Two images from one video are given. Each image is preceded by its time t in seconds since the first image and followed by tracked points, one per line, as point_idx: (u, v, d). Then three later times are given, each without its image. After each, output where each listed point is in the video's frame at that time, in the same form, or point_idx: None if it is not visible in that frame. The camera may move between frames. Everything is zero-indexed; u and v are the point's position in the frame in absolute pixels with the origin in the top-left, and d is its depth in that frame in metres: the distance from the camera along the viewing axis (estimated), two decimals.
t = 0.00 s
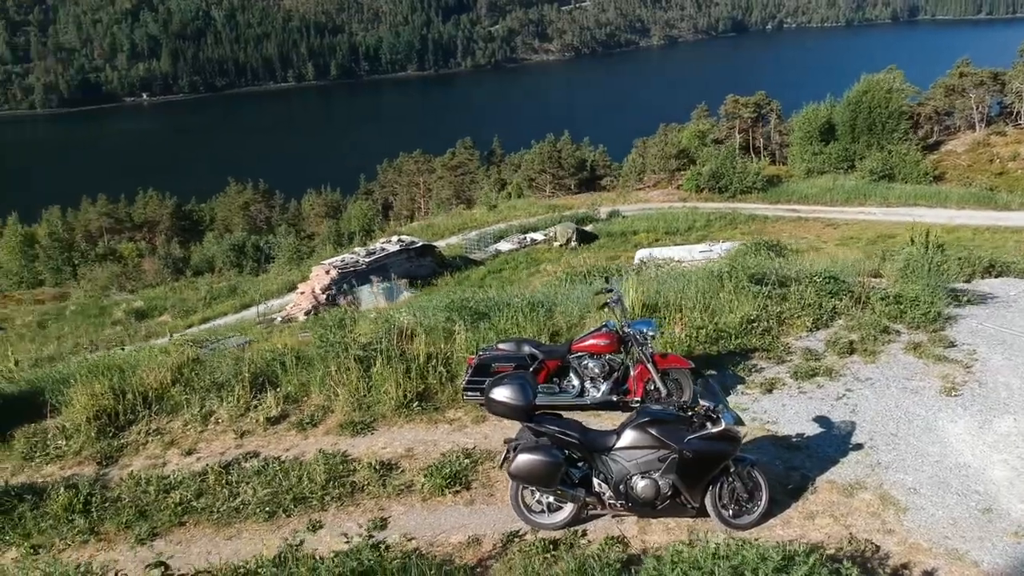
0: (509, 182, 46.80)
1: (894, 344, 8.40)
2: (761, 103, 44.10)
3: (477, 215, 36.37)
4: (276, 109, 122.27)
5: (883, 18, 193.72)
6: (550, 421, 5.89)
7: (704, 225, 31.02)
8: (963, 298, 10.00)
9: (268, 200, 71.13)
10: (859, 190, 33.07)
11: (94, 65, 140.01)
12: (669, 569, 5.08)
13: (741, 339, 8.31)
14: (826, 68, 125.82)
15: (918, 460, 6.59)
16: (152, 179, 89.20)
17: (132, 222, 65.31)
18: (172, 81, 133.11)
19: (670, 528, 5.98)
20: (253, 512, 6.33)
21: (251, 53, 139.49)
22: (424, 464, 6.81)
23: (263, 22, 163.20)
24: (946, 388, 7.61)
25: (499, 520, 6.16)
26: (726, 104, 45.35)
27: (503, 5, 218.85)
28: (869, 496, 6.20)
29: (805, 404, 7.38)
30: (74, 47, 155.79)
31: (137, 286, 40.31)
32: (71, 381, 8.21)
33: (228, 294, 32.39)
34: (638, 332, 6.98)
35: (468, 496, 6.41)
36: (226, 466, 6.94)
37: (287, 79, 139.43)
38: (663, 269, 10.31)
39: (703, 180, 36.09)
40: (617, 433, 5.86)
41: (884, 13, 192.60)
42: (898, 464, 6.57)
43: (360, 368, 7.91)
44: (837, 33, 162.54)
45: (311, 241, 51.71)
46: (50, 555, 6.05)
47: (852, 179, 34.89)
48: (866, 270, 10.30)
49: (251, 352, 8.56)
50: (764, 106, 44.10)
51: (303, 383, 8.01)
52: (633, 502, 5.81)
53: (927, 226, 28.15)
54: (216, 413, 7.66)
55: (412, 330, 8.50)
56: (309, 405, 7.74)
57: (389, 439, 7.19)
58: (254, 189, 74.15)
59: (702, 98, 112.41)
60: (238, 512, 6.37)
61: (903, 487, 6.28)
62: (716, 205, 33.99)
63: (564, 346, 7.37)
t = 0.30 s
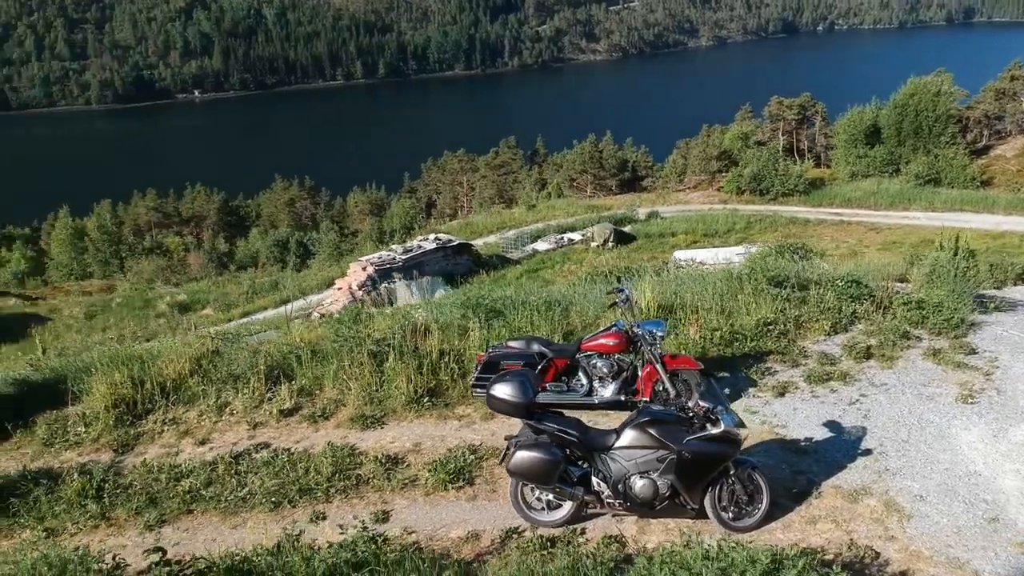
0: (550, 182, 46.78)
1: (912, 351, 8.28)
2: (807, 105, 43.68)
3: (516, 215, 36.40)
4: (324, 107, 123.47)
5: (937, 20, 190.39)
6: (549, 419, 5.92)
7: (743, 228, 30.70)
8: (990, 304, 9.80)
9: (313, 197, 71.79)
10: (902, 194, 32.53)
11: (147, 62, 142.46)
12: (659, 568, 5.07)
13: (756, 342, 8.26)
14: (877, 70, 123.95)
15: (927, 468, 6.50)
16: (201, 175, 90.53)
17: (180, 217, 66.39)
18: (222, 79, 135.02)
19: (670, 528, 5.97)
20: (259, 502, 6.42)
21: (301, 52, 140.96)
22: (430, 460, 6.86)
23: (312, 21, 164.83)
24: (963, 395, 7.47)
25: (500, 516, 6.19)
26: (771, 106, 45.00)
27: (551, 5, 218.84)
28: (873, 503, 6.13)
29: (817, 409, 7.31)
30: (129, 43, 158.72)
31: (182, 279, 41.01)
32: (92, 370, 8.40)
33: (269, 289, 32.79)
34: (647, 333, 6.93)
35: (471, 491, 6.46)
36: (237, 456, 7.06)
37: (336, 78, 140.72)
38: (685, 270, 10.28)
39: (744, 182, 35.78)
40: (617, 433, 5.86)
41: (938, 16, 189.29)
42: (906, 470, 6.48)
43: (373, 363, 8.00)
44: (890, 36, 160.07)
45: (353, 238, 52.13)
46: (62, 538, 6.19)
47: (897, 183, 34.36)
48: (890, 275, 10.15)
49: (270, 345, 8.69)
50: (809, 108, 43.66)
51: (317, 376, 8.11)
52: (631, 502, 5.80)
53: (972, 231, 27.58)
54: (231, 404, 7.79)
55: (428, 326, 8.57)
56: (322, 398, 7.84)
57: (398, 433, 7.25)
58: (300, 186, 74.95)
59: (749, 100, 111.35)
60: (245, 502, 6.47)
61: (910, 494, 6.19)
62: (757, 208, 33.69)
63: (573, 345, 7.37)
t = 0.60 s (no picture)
0: (596, 182, 46.66)
1: (934, 357, 8.12)
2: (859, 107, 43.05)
3: (560, 214, 36.34)
4: (377, 105, 124.50)
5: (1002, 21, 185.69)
6: (551, 414, 5.95)
7: (789, 231, 30.30)
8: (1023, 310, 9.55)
9: (363, 193, 72.39)
10: (954, 199, 31.80)
11: (206, 59, 144.90)
12: (648, 564, 5.07)
13: (774, 343, 8.21)
14: (937, 73, 121.29)
15: (938, 474, 6.40)
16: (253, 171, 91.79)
17: (232, 211, 67.46)
18: (279, 76, 136.86)
19: (672, 526, 5.96)
20: (267, 488, 6.53)
21: (355, 50, 142.24)
22: (437, 453, 6.91)
23: (367, 19, 166.15)
24: (983, 403, 7.32)
25: (502, 509, 6.23)
26: (822, 108, 44.46)
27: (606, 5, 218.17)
28: (880, 507, 6.06)
29: (832, 412, 7.23)
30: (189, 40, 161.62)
31: (231, 272, 41.73)
32: (118, 356, 8.60)
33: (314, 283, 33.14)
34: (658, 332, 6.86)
35: (475, 484, 6.51)
36: (249, 444, 7.17)
37: (389, 76, 141.77)
38: (709, 271, 10.21)
39: (791, 185, 35.39)
40: (618, 429, 5.87)
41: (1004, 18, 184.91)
42: (917, 476, 6.39)
43: (389, 357, 8.09)
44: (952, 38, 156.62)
45: (400, 234, 52.43)
46: (76, 518, 6.36)
47: (949, 188, 33.63)
48: (920, 281, 9.96)
49: (293, 335, 8.82)
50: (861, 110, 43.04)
51: (334, 367, 8.21)
52: (630, 498, 5.80)
53: None
54: (250, 393, 7.93)
55: (447, 322, 8.66)
56: (338, 389, 7.94)
57: (409, 425, 7.32)
58: (350, 182, 75.62)
59: (804, 102, 109.66)
60: (254, 488, 6.58)
61: (918, 500, 6.11)
62: (803, 211, 33.26)
63: (585, 342, 7.36)
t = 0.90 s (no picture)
0: (638, 183, 46.57)
1: (954, 362, 7.99)
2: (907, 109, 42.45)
3: (599, 214, 36.29)
4: (424, 104, 125.19)
5: None
6: (553, 410, 5.97)
7: (830, 234, 29.93)
8: None
9: (407, 191, 72.80)
10: (1001, 204, 31.14)
11: (257, 58, 146.76)
12: (640, 562, 5.07)
13: (791, 346, 8.16)
14: (991, 77, 118.81)
15: (949, 480, 6.30)
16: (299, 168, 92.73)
17: (278, 208, 68.33)
18: (327, 75, 138.31)
19: (673, 525, 5.95)
20: (277, 477, 6.62)
21: (403, 49, 143.10)
22: (445, 446, 6.97)
23: (416, 19, 167.22)
24: (1002, 409, 7.18)
25: (506, 503, 6.26)
26: (868, 110, 43.97)
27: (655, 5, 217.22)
28: (886, 511, 5.98)
29: (844, 415, 7.16)
30: (241, 38, 163.94)
31: (274, 267, 42.32)
32: (141, 346, 8.77)
33: (354, 278, 33.41)
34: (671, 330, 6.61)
35: (481, 478, 6.55)
36: (263, 433, 7.28)
37: (436, 75, 142.42)
38: (733, 272, 10.18)
39: (834, 188, 35.07)
40: (619, 426, 5.87)
41: None
42: (927, 480, 6.30)
43: (404, 350, 8.17)
44: (1008, 41, 153.38)
45: (441, 233, 52.68)
46: (92, 502, 6.50)
47: (996, 192, 32.97)
48: (947, 285, 9.82)
49: (312, 328, 8.93)
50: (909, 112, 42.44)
51: (350, 360, 8.30)
52: (631, 496, 5.80)
53: None
54: (268, 384, 8.05)
55: (463, 319, 8.72)
56: (354, 382, 8.03)
57: (420, 419, 7.39)
58: (394, 180, 76.13)
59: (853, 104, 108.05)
60: (264, 477, 6.68)
61: (926, 506, 6.02)
62: (845, 214, 32.89)
63: (596, 338, 7.28)
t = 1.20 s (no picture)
0: (676, 184, 46.36)
1: (970, 367, 7.86)
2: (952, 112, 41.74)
3: (636, 214, 36.16)
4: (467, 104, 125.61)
5: None
6: (553, 407, 5.99)
7: (869, 237, 29.51)
8: None
9: (447, 189, 73.02)
10: None
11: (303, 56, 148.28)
12: (631, 559, 5.06)
13: (805, 347, 8.12)
14: None
15: (956, 485, 6.21)
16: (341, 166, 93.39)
17: (319, 205, 68.95)
18: (372, 73, 139.32)
19: (671, 523, 5.94)
20: (284, 467, 6.71)
21: (448, 48, 143.65)
22: (451, 440, 7.02)
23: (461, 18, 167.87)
24: (1016, 415, 7.05)
25: (506, 499, 6.28)
26: (912, 113, 43.34)
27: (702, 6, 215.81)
28: (888, 515, 5.91)
29: (854, 418, 7.09)
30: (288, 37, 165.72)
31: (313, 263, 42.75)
32: (160, 336, 8.93)
33: (391, 275, 33.56)
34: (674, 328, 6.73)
35: (483, 472, 6.58)
36: (273, 424, 7.38)
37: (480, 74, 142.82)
38: (753, 274, 10.13)
39: (875, 191, 34.62)
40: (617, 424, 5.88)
41: None
42: (934, 485, 6.21)
43: (416, 344, 8.24)
44: None
45: (479, 232, 52.81)
46: (103, 488, 6.63)
47: None
48: (971, 289, 9.66)
49: (327, 322, 9.04)
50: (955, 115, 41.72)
51: (363, 354, 8.39)
52: (628, 493, 5.80)
53: None
54: (282, 376, 8.16)
55: (478, 314, 8.78)
56: (365, 375, 8.12)
57: (428, 413, 7.44)
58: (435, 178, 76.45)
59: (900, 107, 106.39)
60: (271, 467, 6.77)
61: (930, 511, 5.93)
62: (885, 217, 32.43)
63: (604, 337, 7.34)
